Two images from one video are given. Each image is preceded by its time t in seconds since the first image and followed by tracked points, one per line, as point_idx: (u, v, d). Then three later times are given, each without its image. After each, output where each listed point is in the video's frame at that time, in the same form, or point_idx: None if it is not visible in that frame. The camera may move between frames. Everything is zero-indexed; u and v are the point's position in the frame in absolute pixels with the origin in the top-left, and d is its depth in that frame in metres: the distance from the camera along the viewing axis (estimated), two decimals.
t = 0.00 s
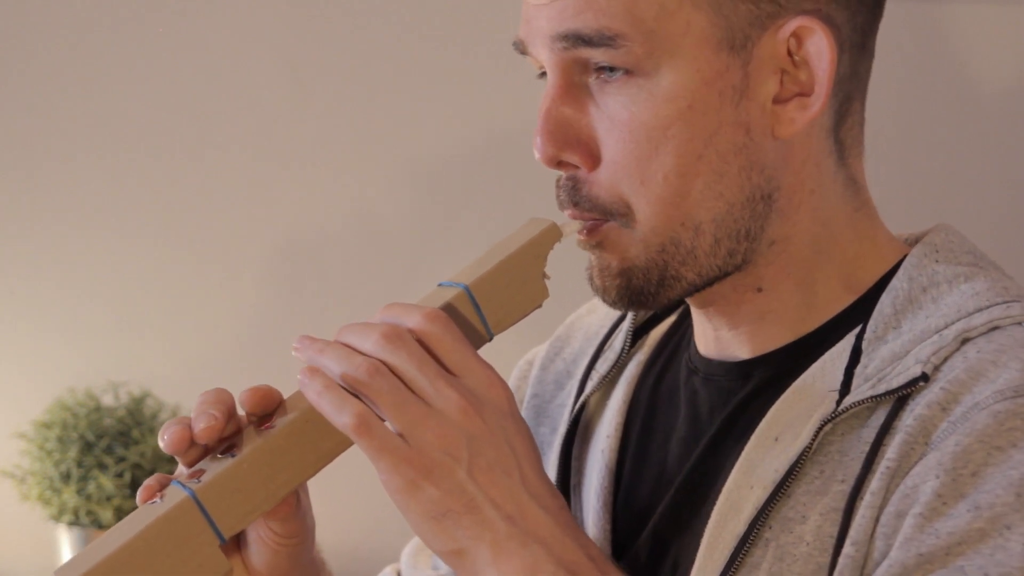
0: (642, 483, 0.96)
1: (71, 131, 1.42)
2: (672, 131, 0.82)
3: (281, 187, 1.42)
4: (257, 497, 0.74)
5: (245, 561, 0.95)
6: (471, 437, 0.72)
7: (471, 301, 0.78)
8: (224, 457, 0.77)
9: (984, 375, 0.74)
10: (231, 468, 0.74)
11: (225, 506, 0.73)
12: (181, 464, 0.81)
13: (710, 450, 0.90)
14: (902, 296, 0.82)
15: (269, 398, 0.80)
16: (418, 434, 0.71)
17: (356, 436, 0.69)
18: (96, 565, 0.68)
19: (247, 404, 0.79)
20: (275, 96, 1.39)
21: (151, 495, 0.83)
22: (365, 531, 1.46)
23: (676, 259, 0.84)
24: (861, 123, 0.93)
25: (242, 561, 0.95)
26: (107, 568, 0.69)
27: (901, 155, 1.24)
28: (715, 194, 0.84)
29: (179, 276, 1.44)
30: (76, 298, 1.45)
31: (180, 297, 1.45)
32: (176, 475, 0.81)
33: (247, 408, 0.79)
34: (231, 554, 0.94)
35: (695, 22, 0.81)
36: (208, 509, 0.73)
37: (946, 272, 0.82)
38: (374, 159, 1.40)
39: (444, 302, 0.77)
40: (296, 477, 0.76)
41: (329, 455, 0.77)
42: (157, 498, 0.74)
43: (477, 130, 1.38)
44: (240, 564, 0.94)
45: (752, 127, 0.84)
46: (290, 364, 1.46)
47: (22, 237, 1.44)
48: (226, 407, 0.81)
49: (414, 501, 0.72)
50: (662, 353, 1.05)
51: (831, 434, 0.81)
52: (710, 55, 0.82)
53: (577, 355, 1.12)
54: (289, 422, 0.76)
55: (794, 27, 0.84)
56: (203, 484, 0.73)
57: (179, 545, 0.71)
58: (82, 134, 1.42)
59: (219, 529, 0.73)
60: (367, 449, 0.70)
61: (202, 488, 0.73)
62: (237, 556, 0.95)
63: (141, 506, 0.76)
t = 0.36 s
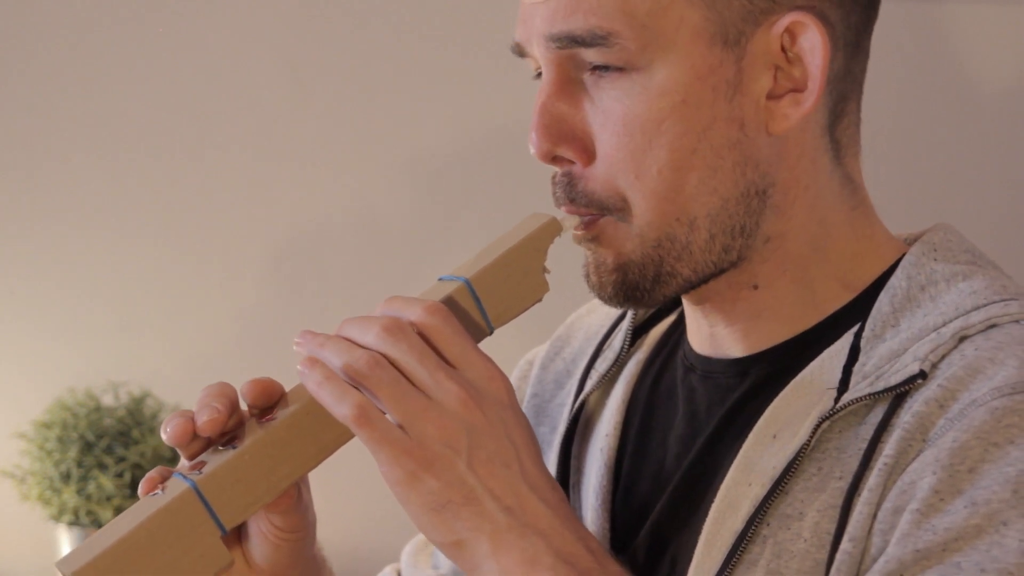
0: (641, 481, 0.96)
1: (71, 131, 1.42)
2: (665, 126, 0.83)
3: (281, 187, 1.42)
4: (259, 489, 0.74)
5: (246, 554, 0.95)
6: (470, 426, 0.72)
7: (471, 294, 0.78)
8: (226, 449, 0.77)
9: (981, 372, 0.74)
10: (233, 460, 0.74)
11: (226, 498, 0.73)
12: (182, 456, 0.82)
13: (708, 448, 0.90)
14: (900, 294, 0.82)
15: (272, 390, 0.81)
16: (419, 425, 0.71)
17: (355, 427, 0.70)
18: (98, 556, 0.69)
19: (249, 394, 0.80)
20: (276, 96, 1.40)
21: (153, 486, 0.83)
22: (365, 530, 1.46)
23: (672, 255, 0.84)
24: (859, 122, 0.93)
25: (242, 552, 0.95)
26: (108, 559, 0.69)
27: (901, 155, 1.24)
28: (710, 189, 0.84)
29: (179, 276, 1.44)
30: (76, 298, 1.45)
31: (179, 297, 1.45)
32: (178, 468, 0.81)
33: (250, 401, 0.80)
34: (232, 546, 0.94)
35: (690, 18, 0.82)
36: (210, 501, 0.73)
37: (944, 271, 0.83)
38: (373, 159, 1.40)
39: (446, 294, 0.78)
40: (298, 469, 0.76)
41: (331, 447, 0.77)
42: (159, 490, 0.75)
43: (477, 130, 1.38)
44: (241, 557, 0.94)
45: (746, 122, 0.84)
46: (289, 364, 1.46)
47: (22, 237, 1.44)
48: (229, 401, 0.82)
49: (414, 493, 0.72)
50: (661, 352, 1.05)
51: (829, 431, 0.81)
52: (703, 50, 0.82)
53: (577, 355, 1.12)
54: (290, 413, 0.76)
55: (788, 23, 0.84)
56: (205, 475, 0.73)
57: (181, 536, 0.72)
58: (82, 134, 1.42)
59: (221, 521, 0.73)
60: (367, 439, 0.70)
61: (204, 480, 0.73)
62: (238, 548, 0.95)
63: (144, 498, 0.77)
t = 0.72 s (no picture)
0: (643, 481, 0.96)
1: (71, 131, 1.42)
2: (670, 124, 0.82)
3: (281, 187, 1.42)
4: (259, 490, 0.74)
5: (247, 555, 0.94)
6: (477, 430, 0.72)
7: (475, 299, 0.78)
8: (227, 449, 0.76)
9: (987, 374, 0.75)
10: (234, 460, 0.74)
11: (226, 499, 0.73)
12: (183, 455, 0.82)
13: (711, 448, 0.90)
14: (905, 295, 0.82)
15: (271, 387, 0.81)
16: (425, 429, 0.71)
17: (361, 432, 0.69)
18: (98, 555, 0.69)
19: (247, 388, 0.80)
20: (275, 96, 1.39)
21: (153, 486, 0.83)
22: (366, 529, 1.46)
23: (679, 254, 0.84)
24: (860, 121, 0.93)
25: (243, 553, 0.94)
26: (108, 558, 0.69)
27: (901, 155, 1.24)
28: (717, 186, 0.84)
29: (179, 276, 1.44)
30: (76, 298, 1.45)
31: (179, 296, 1.45)
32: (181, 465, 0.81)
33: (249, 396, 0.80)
34: (233, 546, 0.93)
35: (694, 19, 0.82)
36: (210, 501, 0.73)
37: (948, 272, 0.83)
38: (374, 159, 1.40)
39: (449, 299, 0.78)
40: (299, 470, 0.75)
41: (333, 449, 0.76)
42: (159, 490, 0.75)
43: (477, 129, 1.38)
44: (241, 558, 0.93)
45: (752, 120, 0.84)
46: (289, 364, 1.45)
47: (21, 237, 1.44)
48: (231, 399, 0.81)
49: (420, 496, 0.72)
50: (664, 352, 1.05)
51: (835, 432, 0.81)
52: (708, 48, 0.82)
53: (579, 355, 1.12)
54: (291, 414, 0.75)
55: (793, 20, 0.84)
56: (205, 475, 0.73)
57: (180, 536, 0.72)
58: (82, 134, 1.42)
59: (220, 521, 0.73)
60: (372, 444, 0.70)
61: (204, 480, 0.73)
62: (239, 549, 0.94)
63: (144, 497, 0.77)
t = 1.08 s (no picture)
0: (642, 483, 0.96)
1: (71, 131, 1.42)
2: (664, 129, 0.82)
3: (281, 187, 1.42)
4: (257, 500, 0.74)
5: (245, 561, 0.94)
6: (477, 438, 0.72)
7: (474, 307, 0.78)
8: (224, 458, 0.76)
9: (987, 378, 0.74)
10: (230, 470, 0.74)
11: (225, 508, 0.73)
12: (181, 462, 0.83)
13: (709, 450, 0.90)
14: (904, 297, 0.82)
15: (268, 399, 0.80)
16: (421, 436, 0.71)
17: (356, 441, 0.70)
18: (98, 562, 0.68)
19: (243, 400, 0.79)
20: (275, 96, 1.39)
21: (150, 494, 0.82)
22: (366, 530, 1.46)
23: (677, 259, 0.84)
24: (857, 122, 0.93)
25: (242, 559, 0.94)
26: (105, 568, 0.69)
27: (901, 155, 1.24)
28: (712, 191, 0.84)
29: (179, 276, 1.44)
30: (76, 298, 1.45)
31: (179, 297, 1.45)
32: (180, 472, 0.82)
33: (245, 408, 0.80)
34: (231, 554, 0.94)
35: (692, 22, 0.81)
36: (208, 511, 0.72)
37: (948, 274, 0.82)
38: (373, 159, 1.40)
39: (448, 306, 0.78)
40: (296, 481, 0.75)
41: (330, 458, 0.77)
42: (155, 499, 0.74)
43: (477, 129, 1.38)
44: (240, 564, 0.94)
45: (746, 124, 0.84)
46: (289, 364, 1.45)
47: (22, 238, 1.44)
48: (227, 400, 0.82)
49: (417, 505, 0.72)
50: (662, 353, 1.05)
51: (834, 436, 0.80)
52: (701, 52, 0.82)
53: (577, 356, 1.12)
54: (289, 425, 0.76)
55: (787, 22, 0.84)
56: (204, 484, 0.73)
57: (178, 544, 0.71)
58: (82, 135, 1.42)
59: (218, 531, 0.73)
60: (368, 454, 0.70)
61: (202, 489, 0.73)
62: (238, 555, 0.94)
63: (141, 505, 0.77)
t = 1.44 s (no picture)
0: (641, 482, 0.96)
1: (72, 131, 1.42)
2: (649, 133, 0.82)
3: (281, 187, 1.42)
4: (254, 500, 0.74)
5: (242, 561, 0.95)
6: (470, 438, 0.72)
7: (470, 304, 0.78)
8: (221, 458, 0.76)
9: (986, 377, 0.74)
10: (225, 470, 0.73)
11: (222, 509, 0.73)
12: (177, 462, 0.84)
13: (706, 450, 0.90)
14: (903, 296, 0.82)
15: (265, 398, 0.82)
16: (414, 436, 0.71)
17: (347, 446, 0.69)
18: (96, 563, 0.69)
19: (241, 399, 0.81)
20: (275, 96, 1.39)
21: (147, 494, 0.83)
22: (365, 529, 1.46)
23: (667, 260, 0.85)
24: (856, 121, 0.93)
25: (240, 560, 0.95)
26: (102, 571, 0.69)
27: (901, 154, 1.24)
28: (699, 194, 0.84)
29: (180, 276, 1.44)
30: (77, 297, 1.45)
31: (179, 297, 1.45)
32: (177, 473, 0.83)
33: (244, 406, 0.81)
34: (229, 553, 0.94)
35: (687, 21, 0.81)
36: (205, 511, 0.72)
37: (947, 274, 0.82)
38: (373, 159, 1.40)
39: (445, 302, 0.77)
40: (293, 479, 0.75)
41: (326, 457, 0.76)
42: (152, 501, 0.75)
43: (477, 129, 1.38)
44: (237, 564, 0.94)
45: (734, 127, 0.84)
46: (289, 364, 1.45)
47: (23, 238, 1.44)
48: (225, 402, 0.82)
49: (415, 505, 0.72)
50: (660, 353, 1.05)
51: (833, 434, 0.80)
52: (687, 56, 0.82)
53: (575, 355, 1.12)
54: (283, 424, 0.75)
55: (774, 28, 0.83)
56: (200, 485, 0.73)
57: (175, 544, 0.71)
58: (82, 134, 1.42)
59: (216, 531, 0.73)
60: (360, 457, 0.70)
61: (199, 490, 0.73)
62: (235, 556, 0.95)
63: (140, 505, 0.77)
